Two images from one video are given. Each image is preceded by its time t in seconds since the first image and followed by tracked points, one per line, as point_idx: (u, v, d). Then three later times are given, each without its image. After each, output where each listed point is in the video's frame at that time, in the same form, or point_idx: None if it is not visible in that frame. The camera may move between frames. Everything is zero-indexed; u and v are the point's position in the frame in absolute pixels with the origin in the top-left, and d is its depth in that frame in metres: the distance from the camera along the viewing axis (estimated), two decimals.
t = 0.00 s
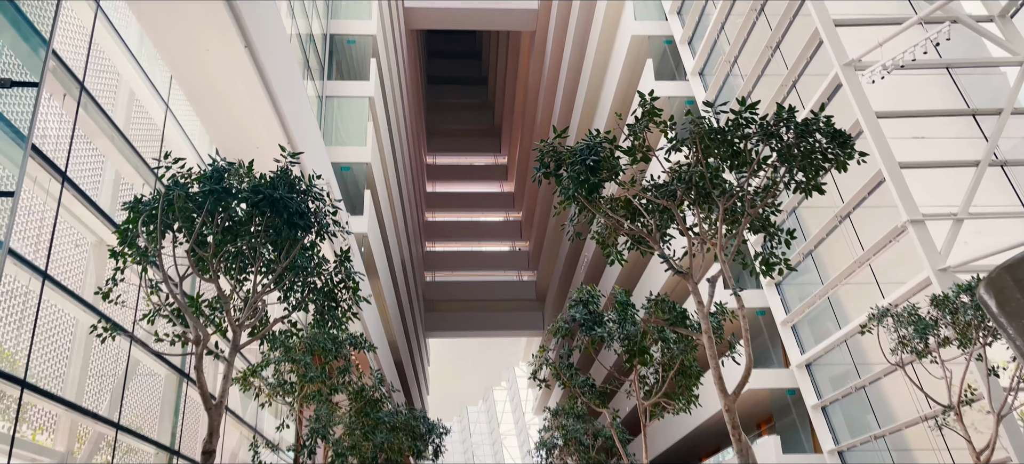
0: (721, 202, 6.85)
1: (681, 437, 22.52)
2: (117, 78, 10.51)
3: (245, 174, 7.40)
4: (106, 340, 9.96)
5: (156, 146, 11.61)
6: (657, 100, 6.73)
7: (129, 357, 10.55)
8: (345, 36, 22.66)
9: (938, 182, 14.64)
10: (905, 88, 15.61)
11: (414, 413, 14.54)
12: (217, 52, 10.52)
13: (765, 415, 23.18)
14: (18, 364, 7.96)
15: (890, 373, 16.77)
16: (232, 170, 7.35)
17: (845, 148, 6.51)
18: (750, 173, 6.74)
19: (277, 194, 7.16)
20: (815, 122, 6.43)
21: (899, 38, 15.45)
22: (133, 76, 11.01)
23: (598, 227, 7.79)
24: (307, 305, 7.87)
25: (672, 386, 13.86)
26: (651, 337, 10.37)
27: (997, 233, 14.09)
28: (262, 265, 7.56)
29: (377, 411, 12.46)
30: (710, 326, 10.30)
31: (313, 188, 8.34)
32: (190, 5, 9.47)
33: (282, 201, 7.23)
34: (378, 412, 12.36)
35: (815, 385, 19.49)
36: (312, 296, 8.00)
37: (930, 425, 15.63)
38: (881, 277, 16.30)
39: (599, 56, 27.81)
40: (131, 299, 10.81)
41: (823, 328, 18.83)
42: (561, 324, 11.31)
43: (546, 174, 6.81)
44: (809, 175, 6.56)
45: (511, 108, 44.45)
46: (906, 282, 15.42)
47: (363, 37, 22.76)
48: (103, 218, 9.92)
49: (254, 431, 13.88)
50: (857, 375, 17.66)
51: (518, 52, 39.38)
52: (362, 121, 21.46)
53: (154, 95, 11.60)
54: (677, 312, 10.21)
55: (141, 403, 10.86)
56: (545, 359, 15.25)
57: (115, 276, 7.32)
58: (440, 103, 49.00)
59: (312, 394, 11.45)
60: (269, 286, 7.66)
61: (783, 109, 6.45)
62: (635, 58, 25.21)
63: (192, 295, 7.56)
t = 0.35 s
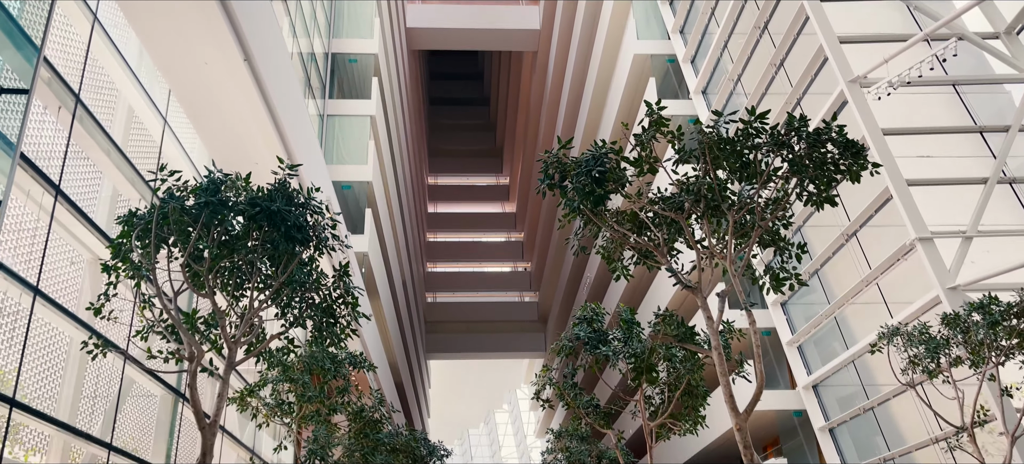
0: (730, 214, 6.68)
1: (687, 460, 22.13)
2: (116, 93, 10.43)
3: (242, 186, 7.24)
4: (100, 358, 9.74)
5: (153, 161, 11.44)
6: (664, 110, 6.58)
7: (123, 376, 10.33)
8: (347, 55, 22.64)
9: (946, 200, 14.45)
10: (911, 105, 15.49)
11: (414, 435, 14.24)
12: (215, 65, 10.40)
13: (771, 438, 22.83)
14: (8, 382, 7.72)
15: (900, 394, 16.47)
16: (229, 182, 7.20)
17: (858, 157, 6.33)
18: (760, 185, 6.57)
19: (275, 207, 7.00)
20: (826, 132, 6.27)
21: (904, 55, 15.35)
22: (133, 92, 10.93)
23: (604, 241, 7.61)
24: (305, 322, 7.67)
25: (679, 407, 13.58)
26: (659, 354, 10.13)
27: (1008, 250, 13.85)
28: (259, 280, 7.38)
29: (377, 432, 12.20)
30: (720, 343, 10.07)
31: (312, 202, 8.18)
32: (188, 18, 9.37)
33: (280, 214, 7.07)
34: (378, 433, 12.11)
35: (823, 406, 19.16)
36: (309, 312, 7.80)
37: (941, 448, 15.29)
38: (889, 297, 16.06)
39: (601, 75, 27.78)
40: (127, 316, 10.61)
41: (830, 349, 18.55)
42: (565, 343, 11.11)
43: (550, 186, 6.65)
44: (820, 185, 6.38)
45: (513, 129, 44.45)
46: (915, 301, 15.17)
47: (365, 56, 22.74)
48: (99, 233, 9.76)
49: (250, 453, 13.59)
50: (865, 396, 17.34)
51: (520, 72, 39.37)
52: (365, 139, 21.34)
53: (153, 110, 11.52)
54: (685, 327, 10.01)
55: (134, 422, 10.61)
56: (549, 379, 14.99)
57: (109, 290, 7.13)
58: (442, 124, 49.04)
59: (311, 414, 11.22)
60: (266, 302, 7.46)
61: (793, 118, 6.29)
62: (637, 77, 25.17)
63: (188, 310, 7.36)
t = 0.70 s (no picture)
0: (738, 219, 6.51)
1: None
2: (114, 102, 10.31)
3: (238, 190, 7.08)
4: (92, 368, 9.54)
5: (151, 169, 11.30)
6: (669, 111, 6.43)
7: (117, 386, 10.13)
8: (348, 67, 22.56)
9: (953, 211, 14.28)
10: (917, 116, 15.35)
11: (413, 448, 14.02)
12: (213, 71, 10.27)
13: (775, 452, 22.59)
14: None
15: (906, 409, 16.24)
16: (224, 186, 7.04)
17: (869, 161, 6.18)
18: (769, 189, 6.41)
19: (271, 210, 6.83)
20: (837, 134, 6.11)
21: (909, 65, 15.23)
22: (132, 101, 10.82)
23: (608, 248, 7.45)
24: (301, 330, 7.49)
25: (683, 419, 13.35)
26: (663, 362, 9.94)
27: (1016, 262, 13.68)
28: (255, 287, 7.20)
29: (375, 445, 11.98)
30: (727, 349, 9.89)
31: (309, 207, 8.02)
32: (186, 23, 9.25)
33: (276, 218, 6.91)
34: (376, 445, 11.91)
35: (828, 421, 18.91)
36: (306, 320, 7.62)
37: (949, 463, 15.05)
38: (894, 310, 15.84)
39: (602, 88, 27.69)
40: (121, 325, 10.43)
41: (834, 362, 18.33)
42: (566, 354, 10.93)
43: (553, 190, 6.50)
44: (831, 189, 6.22)
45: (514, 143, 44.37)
46: (922, 313, 14.98)
47: (366, 68, 22.67)
48: (93, 240, 9.59)
49: None
50: (871, 411, 17.08)
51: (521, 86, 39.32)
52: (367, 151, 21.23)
53: (151, 119, 11.41)
54: (691, 336, 9.86)
55: (128, 433, 10.40)
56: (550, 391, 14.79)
57: (101, 296, 6.96)
58: (443, 138, 49.00)
59: (308, 426, 11.03)
60: (262, 309, 7.29)
61: (802, 120, 6.14)
62: (639, 90, 25.07)
63: (182, 316, 7.19)
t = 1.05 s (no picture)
0: (745, 217, 6.33)
1: None
2: (109, 99, 10.13)
3: (231, 185, 6.89)
4: (82, 367, 9.34)
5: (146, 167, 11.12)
6: (674, 105, 6.26)
7: (107, 386, 9.93)
8: (348, 70, 22.42)
9: (959, 216, 14.10)
10: (922, 121, 15.19)
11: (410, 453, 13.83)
12: (209, 68, 10.04)
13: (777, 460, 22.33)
14: None
15: (911, 417, 16.03)
16: (217, 181, 6.86)
17: (880, 157, 6.00)
18: (776, 186, 6.23)
19: (265, 206, 6.67)
20: (847, 129, 5.94)
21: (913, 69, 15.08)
22: (126, 98, 10.63)
23: (610, 247, 7.26)
24: (295, 329, 7.31)
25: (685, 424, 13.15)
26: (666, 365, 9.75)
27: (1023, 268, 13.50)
28: (248, 284, 7.02)
29: (370, 449, 11.77)
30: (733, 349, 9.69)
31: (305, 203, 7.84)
32: (182, 19, 9.02)
33: (270, 214, 6.73)
34: (372, 450, 11.71)
35: (831, 429, 18.69)
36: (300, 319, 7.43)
37: None
38: (898, 316, 15.61)
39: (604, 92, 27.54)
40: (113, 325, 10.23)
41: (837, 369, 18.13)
42: (566, 357, 10.74)
43: (555, 185, 6.32)
44: (841, 185, 6.04)
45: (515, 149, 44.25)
46: (926, 319, 14.80)
47: (366, 71, 22.54)
48: (83, 237, 9.40)
49: None
50: (875, 419, 16.84)
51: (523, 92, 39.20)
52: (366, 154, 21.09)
53: (146, 115, 11.20)
54: (695, 339, 9.67)
55: (118, 435, 10.18)
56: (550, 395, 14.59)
57: (89, 292, 6.77)
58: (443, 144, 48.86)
59: (303, 429, 10.83)
60: (255, 308, 7.10)
61: (811, 114, 5.96)
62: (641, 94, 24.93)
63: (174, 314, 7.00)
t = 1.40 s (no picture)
0: (752, 204, 6.16)
1: None
2: (102, 86, 9.91)
3: (224, 169, 6.71)
4: (71, 357, 9.15)
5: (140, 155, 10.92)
6: (681, 89, 6.09)
7: (97, 377, 9.73)
8: (348, 64, 22.23)
9: (963, 213, 13.93)
10: (926, 117, 15.02)
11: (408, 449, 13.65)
12: (204, 55, 9.79)
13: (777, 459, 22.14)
14: None
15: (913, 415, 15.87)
16: (210, 166, 6.67)
17: (891, 143, 5.84)
18: (785, 173, 6.06)
19: (259, 191, 6.47)
20: (859, 114, 5.77)
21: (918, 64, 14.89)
22: (119, 85, 10.41)
23: (613, 236, 7.08)
24: (290, 318, 7.13)
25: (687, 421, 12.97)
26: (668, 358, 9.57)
27: None
28: (241, 272, 6.84)
29: (366, 444, 11.58)
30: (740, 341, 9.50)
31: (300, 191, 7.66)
32: (176, 5, 8.76)
33: (264, 199, 6.56)
34: (368, 445, 11.52)
35: (832, 428, 18.53)
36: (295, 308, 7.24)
37: None
38: (902, 314, 15.42)
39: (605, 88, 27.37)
40: (104, 316, 10.05)
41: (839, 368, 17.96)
42: (567, 352, 10.57)
43: (558, 170, 6.14)
44: (851, 171, 5.87)
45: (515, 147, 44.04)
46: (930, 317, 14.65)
47: (365, 65, 22.36)
48: (74, 224, 9.23)
49: None
50: (876, 418, 16.68)
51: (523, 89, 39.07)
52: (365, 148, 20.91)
53: (140, 103, 11.01)
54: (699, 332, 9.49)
55: (109, 427, 9.99)
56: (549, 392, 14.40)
57: (77, 278, 6.57)
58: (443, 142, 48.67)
59: (298, 424, 10.66)
60: (249, 296, 6.92)
61: (822, 98, 5.80)
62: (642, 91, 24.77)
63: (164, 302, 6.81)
